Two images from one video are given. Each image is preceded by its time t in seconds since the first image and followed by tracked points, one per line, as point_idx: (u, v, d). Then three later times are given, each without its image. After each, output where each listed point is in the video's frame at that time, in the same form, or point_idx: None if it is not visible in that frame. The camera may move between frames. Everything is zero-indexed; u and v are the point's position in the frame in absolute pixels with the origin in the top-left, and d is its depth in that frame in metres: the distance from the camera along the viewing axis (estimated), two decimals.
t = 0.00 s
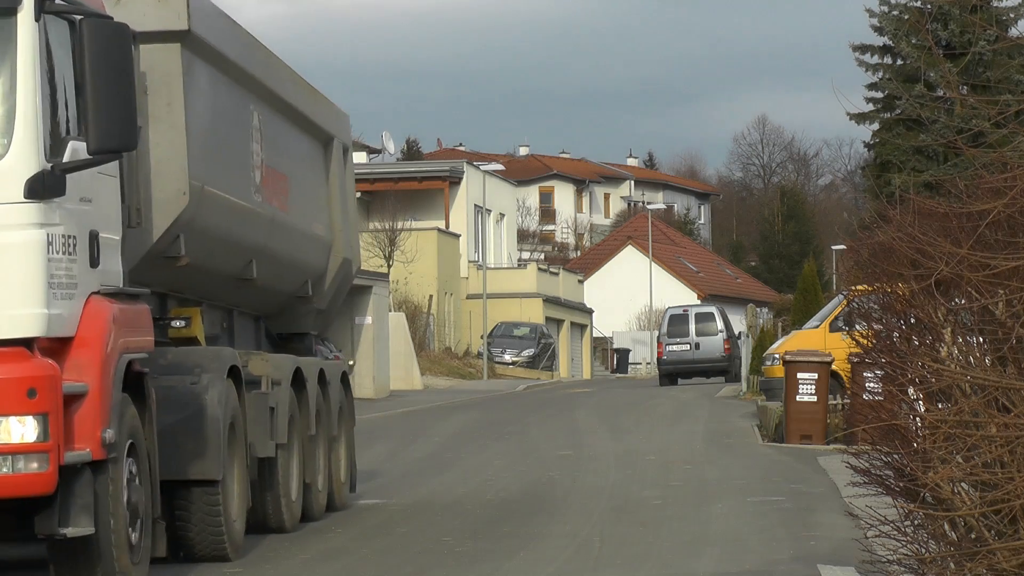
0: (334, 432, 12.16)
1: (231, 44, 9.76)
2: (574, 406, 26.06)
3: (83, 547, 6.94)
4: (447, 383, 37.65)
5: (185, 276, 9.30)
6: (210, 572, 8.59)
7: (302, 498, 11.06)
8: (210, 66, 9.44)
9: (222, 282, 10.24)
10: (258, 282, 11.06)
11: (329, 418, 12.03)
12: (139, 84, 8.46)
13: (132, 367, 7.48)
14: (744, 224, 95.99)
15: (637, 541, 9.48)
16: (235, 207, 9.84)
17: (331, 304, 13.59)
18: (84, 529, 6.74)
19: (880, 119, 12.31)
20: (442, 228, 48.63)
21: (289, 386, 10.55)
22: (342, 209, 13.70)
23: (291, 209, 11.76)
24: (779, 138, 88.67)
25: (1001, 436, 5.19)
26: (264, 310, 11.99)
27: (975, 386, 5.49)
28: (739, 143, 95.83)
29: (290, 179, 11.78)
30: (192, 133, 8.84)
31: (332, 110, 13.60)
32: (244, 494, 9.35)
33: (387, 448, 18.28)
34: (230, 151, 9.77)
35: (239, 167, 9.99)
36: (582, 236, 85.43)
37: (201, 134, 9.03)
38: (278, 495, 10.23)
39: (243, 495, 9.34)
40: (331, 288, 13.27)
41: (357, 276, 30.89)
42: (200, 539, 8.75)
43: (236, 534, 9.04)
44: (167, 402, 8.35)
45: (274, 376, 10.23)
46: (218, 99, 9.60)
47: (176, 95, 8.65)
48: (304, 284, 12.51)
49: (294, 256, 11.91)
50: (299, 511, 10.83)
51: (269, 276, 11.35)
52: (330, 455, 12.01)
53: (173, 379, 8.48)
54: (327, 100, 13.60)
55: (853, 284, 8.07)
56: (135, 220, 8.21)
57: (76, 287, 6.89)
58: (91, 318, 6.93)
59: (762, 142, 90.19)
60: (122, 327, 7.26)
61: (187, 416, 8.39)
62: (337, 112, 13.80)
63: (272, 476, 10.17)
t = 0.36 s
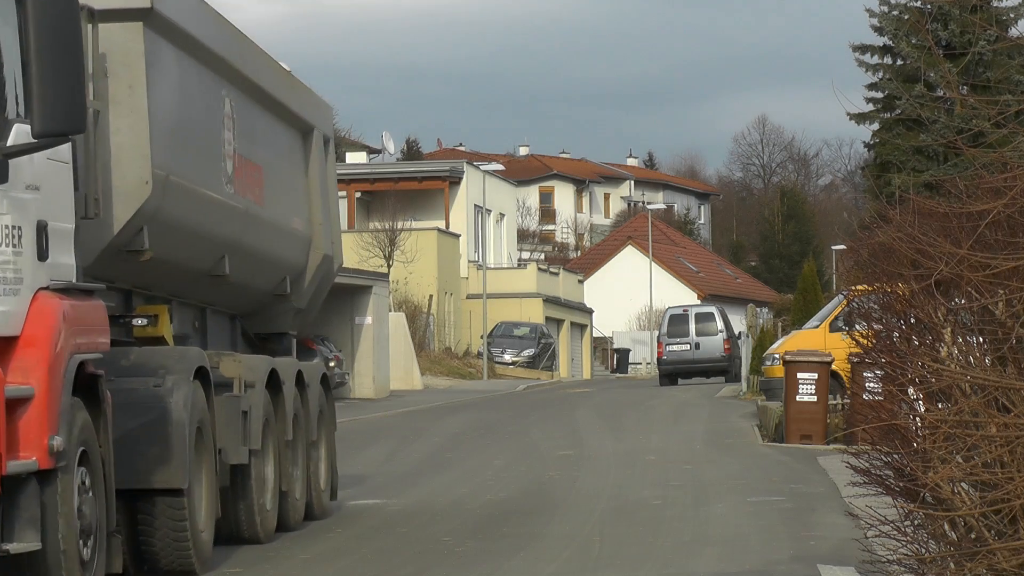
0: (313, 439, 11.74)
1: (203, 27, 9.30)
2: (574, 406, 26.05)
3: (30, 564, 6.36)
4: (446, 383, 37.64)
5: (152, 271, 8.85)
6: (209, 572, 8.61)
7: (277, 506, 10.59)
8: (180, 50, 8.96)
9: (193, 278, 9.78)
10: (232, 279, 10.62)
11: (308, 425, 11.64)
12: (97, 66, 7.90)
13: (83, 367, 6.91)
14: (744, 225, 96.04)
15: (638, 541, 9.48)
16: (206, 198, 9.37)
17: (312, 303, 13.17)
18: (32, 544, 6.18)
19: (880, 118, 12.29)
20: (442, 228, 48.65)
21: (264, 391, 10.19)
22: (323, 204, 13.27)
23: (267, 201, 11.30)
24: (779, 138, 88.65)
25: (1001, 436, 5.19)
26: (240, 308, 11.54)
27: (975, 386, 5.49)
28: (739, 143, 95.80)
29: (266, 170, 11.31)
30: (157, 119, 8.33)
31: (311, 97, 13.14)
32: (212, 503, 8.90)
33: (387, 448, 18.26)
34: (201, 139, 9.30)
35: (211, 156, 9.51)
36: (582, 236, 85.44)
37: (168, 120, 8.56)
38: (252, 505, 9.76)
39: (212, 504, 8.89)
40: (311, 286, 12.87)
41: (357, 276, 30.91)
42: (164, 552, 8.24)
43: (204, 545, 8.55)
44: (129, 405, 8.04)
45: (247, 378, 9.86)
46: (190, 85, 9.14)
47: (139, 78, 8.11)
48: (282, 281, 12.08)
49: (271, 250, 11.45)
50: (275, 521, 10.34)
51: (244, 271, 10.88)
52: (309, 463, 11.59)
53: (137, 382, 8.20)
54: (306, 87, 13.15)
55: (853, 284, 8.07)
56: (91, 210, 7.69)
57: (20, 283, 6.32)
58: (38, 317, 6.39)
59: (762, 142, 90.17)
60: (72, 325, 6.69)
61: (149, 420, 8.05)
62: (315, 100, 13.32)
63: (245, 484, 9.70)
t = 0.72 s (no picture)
0: (288, 444, 11.17)
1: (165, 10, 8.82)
2: (574, 406, 26.06)
3: None
4: (447, 383, 37.64)
5: (109, 268, 8.36)
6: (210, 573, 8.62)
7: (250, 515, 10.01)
8: (139, 29, 8.46)
9: (158, 274, 9.28)
10: (202, 276, 10.15)
11: (284, 430, 11.09)
12: (49, 45, 7.32)
13: (29, 371, 6.32)
14: (744, 224, 96.14)
15: (638, 541, 9.49)
16: (170, 189, 8.89)
17: (292, 301, 12.71)
18: None
19: (879, 118, 12.29)
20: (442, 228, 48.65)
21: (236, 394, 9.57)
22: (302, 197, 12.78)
23: (239, 192, 10.79)
24: (779, 138, 88.67)
25: (1001, 436, 5.19)
26: (212, 306, 11.07)
27: (975, 386, 5.49)
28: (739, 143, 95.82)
29: (238, 159, 10.80)
30: (114, 103, 7.80)
31: (287, 84, 12.61)
32: (175, 513, 8.37)
33: (387, 449, 18.27)
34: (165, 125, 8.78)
35: (176, 143, 9.00)
36: (583, 236, 85.46)
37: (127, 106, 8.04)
38: (223, 514, 9.20)
39: (176, 514, 8.40)
40: (289, 283, 12.39)
41: (357, 276, 30.94)
42: (124, 567, 7.71)
43: (166, 559, 8.03)
44: (84, 409, 7.51)
45: (218, 381, 9.23)
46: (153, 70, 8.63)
47: (95, 59, 7.52)
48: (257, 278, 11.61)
49: (242, 245, 10.93)
50: (248, 532, 9.79)
51: (213, 267, 10.38)
52: (285, 470, 11.05)
53: (93, 384, 7.63)
54: (280, 73, 12.61)
55: (853, 284, 8.08)
56: (42, 199, 7.24)
57: None
58: None
59: (762, 142, 90.17)
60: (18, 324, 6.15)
61: (108, 425, 7.51)
62: (294, 89, 12.82)
63: (216, 492, 9.15)
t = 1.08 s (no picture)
0: (263, 450, 10.65)
1: None
2: (574, 407, 26.04)
3: None
4: (447, 383, 37.64)
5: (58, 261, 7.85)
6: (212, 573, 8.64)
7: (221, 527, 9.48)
8: (99, 12, 7.96)
9: (117, 269, 8.80)
10: (166, 272, 9.66)
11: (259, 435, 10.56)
12: None
13: None
14: (744, 225, 96.19)
15: (637, 541, 9.48)
16: (129, 179, 8.37)
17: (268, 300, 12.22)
18: None
19: (879, 119, 12.29)
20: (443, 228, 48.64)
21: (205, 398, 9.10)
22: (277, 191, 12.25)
23: (207, 183, 10.28)
24: (779, 138, 88.66)
25: (1002, 436, 5.17)
26: (180, 304, 10.57)
27: (975, 386, 5.50)
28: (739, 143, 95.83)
29: (207, 149, 10.30)
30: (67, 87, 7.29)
31: (262, 72, 12.06)
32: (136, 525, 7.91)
33: (387, 449, 18.27)
34: (124, 113, 8.26)
35: (138, 130, 8.51)
36: (583, 236, 85.46)
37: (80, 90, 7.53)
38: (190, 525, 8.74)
39: (136, 525, 7.93)
40: (264, 281, 11.89)
41: (357, 276, 30.95)
42: None
43: (125, 575, 7.60)
44: (34, 415, 7.06)
45: (186, 384, 8.75)
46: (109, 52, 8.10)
47: (43, 37, 7.01)
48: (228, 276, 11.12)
49: (212, 240, 10.43)
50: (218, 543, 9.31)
51: (179, 262, 9.87)
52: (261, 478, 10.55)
53: (44, 389, 7.16)
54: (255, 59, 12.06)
55: (853, 284, 8.08)
56: None
57: None
58: None
59: (762, 142, 90.13)
60: None
61: (61, 432, 7.08)
62: (271, 77, 12.28)
63: (182, 502, 8.69)
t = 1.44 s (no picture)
0: (234, 454, 10.18)
1: None
2: (574, 407, 26.04)
3: None
4: (447, 383, 37.64)
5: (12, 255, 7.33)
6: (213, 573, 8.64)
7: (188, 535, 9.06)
8: None
9: (77, 264, 8.24)
10: (133, 268, 9.15)
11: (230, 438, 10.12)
12: None
13: None
14: (744, 225, 96.21)
15: (637, 541, 9.47)
16: (91, 166, 7.90)
17: (242, 297, 11.72)
18: None
19: (879, 119, 12.30)
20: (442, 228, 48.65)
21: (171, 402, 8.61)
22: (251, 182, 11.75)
23: (177, 173, 9.77)
24: (779, 138, 88.71)
25: (1001, 436, 5.16)
26: (150, 301, 10.07)
27: (975, 386, 5.50)
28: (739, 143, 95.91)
29: (176, 137, 9.73)
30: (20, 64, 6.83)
31: (234, 58, 11.57)
32: (91, 537, 7.44)
33: (386, 449, 18.28)
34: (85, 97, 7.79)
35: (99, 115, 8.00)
36: (583, 236, 85.44)
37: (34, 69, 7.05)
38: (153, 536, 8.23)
39: (93, 537, 7.45)
40: (238, 277, 11.40)
41: (357, 276, 30.96)
42: None
43: None
44: None
45: (149, 386, 8.26)
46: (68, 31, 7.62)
47: None
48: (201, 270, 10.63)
49: (184, 234, 9.95)
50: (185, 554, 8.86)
51: (148, 257, 9.39)
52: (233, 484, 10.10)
53: None
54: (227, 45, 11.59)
55: (853, 284, 8.08)
56: None
57: None
58: None
59: (762, 142, 90.16)
60: None
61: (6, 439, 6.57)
62: (243, 62, 11.79)
63: (145, 513, 8.20)
